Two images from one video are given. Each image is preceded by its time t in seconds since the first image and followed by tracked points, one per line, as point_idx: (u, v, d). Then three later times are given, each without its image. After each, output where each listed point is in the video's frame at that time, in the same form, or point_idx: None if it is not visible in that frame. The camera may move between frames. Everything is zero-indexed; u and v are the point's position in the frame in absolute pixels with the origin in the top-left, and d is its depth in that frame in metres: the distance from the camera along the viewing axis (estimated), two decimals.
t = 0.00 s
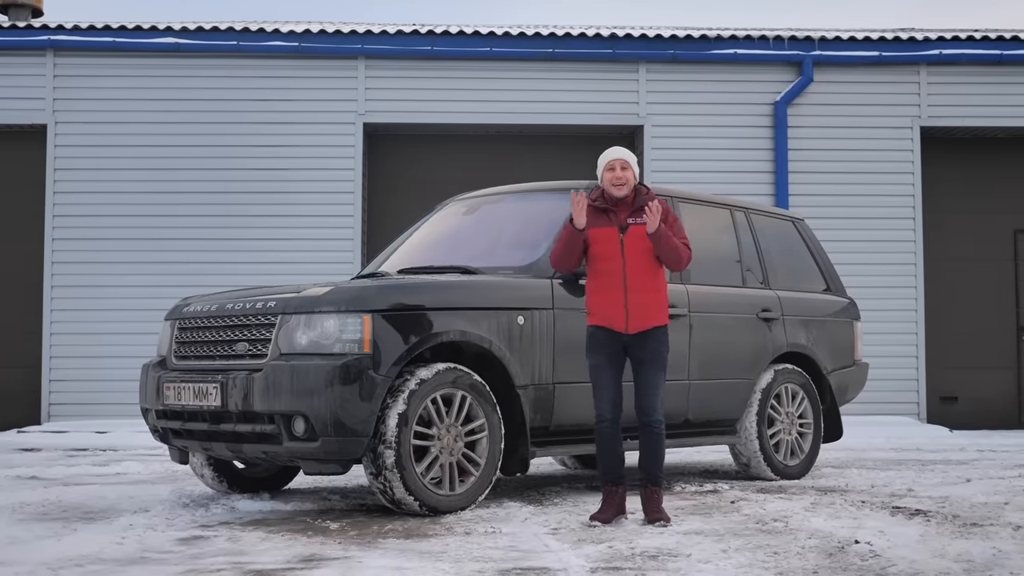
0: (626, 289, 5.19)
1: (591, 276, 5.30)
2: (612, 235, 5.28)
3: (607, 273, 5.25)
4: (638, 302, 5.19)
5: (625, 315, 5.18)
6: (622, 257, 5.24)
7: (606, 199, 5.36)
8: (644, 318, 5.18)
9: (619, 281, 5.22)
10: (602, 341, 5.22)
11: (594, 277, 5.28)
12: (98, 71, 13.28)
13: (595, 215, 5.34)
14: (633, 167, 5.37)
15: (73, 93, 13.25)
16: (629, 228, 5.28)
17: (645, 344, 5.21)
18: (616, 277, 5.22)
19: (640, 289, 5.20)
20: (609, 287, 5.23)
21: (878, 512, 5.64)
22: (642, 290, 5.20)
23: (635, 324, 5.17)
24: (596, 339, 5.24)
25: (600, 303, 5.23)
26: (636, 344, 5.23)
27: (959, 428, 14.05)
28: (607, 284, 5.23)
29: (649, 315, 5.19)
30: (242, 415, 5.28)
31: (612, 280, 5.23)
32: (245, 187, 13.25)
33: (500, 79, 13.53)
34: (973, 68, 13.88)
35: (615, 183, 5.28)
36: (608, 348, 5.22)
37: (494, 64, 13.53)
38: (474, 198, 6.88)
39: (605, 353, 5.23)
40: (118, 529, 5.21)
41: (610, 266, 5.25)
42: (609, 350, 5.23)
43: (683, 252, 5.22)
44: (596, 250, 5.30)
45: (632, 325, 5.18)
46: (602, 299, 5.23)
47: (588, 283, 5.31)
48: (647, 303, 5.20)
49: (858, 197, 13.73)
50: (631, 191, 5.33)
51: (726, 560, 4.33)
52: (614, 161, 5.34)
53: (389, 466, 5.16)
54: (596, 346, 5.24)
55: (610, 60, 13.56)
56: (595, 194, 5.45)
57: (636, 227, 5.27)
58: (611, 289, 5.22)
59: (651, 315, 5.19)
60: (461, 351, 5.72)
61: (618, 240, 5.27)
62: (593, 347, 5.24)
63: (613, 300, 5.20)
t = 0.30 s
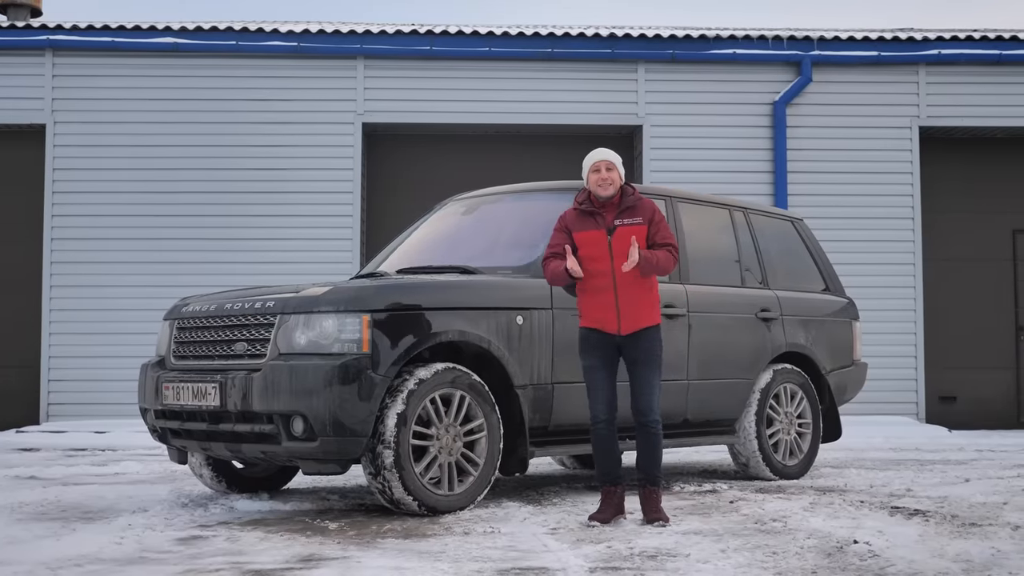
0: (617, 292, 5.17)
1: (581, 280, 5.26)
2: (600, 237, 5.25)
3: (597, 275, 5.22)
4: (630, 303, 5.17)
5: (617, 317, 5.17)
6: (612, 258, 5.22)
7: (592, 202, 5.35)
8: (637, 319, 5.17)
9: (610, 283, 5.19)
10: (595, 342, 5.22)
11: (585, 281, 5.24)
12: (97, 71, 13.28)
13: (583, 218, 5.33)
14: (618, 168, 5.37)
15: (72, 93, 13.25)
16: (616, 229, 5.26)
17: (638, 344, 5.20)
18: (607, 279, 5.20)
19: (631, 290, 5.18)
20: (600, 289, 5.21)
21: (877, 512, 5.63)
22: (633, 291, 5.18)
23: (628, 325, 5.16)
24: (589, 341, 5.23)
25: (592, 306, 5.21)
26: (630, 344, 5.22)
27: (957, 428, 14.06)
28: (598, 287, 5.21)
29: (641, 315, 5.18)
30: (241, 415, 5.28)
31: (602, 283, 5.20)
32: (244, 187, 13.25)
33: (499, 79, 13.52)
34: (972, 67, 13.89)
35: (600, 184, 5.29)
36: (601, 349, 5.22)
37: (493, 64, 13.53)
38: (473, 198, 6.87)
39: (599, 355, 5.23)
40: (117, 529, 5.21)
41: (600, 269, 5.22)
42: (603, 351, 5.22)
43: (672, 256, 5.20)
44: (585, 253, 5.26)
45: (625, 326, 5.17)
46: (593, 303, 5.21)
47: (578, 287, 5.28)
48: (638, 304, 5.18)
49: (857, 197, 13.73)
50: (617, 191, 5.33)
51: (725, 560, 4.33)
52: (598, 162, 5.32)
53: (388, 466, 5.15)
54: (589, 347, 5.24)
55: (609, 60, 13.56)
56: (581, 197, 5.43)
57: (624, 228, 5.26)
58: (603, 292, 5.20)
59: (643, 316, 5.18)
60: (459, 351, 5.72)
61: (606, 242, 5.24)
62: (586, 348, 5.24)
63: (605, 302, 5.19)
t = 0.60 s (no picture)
0: (611, 290, 5.18)
1: (576, 279, 5.28)
2: (593, 236, 5.26)
3: (591, 274, 5.23)
4: (625, 301, 5.18)
5: (613, 316, 5.18)
6: (605, 257, 5.22)
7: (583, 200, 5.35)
8: (632, 317, 5.17)
9: (604, 282, 5.20)
10: (591, 342, 5.22)
11: (580, 280, 5.26)
12: (95, 71, 13.28)
13: (575, 217, 5.33)
14: (609, 166, 5.35)
15: (71, 93, 13.24)
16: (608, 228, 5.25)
17: (635, 343, 5.20)
18: (601, 278, 5.21)
19: (626, 288, 5.19)
20: (594, 289, 5.22)
21: (876, 512, 5.63)
22: (626, 288, 5.19)
23: (623, 324, 5.16)
24: (585, 341, 5.23)
25: (587, 305, 5.22)
26: (626, 343, 5.22)
27: (956, 428, 14.07)
28: (592, 287, 5.22)
29: (636, 313, 5.18)
30: (240, 415, 5.28)
31: (596, 281, 5.22)
32: (243, 187, 13.25)
33: (498, 79, 13.52)
34: (972, 67, 13.89)
35: (591, 184, 5.26)
36: (597, 349, 5.22)
37: (492, 64, 13.52)
38: (472, 198, 6.87)
39: (595, 354, 5.23)
40: (116, 529, 5.20)
41: (594, 267, 5.23)
42: (599, 350, 5.23)
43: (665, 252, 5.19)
44: (579, 252, 5.28)
45: (620, 325, 5.17)
46: (588, 302, 5.22)
47: (574, 286, 5.30)
48: (633, 302, 5.18)
49: (856, 197, 13.73)
50: (608, 190, 5.31)
51: (725, 560, 4.33)
52: (588, 161, 5.30)
53: (388, 466, 5.15)
54: (585, 347, 5.24)
55: (608, 60, 13.55)
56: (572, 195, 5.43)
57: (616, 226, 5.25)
58: (597, 292, 5.21)
59: (638, 313, 5.18)
60: (458, 351, 5.72)
61: (599, 241, 5.24)
62: (582, 348, 5.24)
63: (600, 302, 5.19)
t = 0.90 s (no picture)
0: (607, 294, 5.17)
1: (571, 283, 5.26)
2: (587, 241, 5.24)
3: (587, 278, 5.22)
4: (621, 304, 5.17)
5: (610, 318, 5.17)
6: (600, 261, 5.22)
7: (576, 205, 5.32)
8: (628, 319, 5.17)
9: (600, 286, 5.19)
10: (589, 344, 5.21)
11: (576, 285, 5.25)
12: (95, 71, 13.27)
13: (568, 222, 5.31)
14: (600, 169, 5.34)
15: (70, 93, 13.24)
16: (603, 232, 5.24)
17: (632, 343, 5.20)
18: (596, 282, 5.20)
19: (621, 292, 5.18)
20: (590, 293, 5.21)
21: (876, 512, 5.62)
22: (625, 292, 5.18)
23: (621, 326, 5.16)
24: (582, 342, 5.23)
25: (583, 309, 5.20)
26: (623, 343, 5.22)
27: (955, 428, 14.08)
28: (588, 291, 5.21)
29: (633, 315, 5.18)
30: (238, 415, 5.28)
31: (593, 285, 5.20)
32: (243, 187, 13.24)
33: (498, 79, 13.52)
34: (971, 68, 13.89)
35: (585, 188, 5.26)
36: (594, 350, 5.21)
37: (492, 64, 13.52)
38: (471, 198, 6.86)
39: (592, 354, 5.22)
40: (115, 529, 5.19)
41: (589, 272, 5.22)
42: (597, 351, 5.22)
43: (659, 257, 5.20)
44: (574, 258, 5.26)
45: (617, 326, 5.17)
46: (584, 305, 5.20)
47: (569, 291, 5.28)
48: (630, 305, 5.18)
49: (856, 197, 13.74)
50: (600, 193, 5.30)
51: (724, 560, 4.32)
52: (580, 165, 5.32)
53: (387, 466, 5.15)
54: (583, 348, 5.23)
55: (607, 60, 13.55)
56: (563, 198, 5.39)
57: (610, 230, 5.24)
58: (593, 295, 5.20)
59: (635, 315, 5.18)
60: (458, 351, 5.72)
61: (594, 245, 5.23)
62: (580, 348, 5.23)
63: (596, 306, 5.18)
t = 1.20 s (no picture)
0: (608, 293, 5.17)
1: (569, 281, 5.27)
2: (587, 238, 5.25)
3: (586, 276, 5.22)
4: (621, 302, 5.18)
5: (609, 316, 5.17)
6: (599, 259, 5.22)
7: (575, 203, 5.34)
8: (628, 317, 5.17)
9: (600, 283, 5.20)
10: (588, 343, 5.21)
11: (575, 284, 5.25)
12: (94, 71, 13.27)
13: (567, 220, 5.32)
14: (598, 167, 5.36)
15: (69, 93, 13.23)
16: (602, 230, 5.25)
17: (632, 342, 5.19)
18: (595, 279, 5.20)
19: (621, 290, 5.18)
20: (590, 291, 5.21)
21: (876, 512, 5.62)
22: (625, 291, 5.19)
23: (621, 325, 5.16)
24: (582, 341, 5.22)
25: (583, 307, 5.20)
26: (623, 342, 5.22)
27: (955, 428, 14.08)
28: (587, 289, 5.21)
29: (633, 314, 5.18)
30: (238, 414, 5.27)
31: (592, 283, 5.21)
32: (242, 187, 13.24)
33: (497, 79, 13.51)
34: (970, 67, 13.89)
35: (582, 184, 5.27)
36: (594, 350, 5.21)
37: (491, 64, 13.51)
38: (471, 198, 6.86)
39: (592, 354, 5.21)
40: (114, 529, 5.19)
41: (588, 270, 5.23)
42: (597, 350, 5.21)
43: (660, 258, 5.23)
44: (574, 256, 5.27)
45: (617, 325, 5.17)
46: (584, 303, 5.20)
47: (567, 290, 5.28)
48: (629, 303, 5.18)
49: (855, 197, 13.74)
50: (599, 191, 5.32)
51: (723, 560, 4.32)
52: (579, 162, 5.32)
53: (386, 466, 5.15)
54: (583, 348, 5.22)
55: (607, 59, 13.55)
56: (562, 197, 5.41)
57: (610, 228, 5.25)
58: (593, 293, 5.20)
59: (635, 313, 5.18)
60: (457, 351, 5.72)
61: (593, 243, 5.24)
62: (580, 348, 5.22)
63: (596, 304, 5.18)
